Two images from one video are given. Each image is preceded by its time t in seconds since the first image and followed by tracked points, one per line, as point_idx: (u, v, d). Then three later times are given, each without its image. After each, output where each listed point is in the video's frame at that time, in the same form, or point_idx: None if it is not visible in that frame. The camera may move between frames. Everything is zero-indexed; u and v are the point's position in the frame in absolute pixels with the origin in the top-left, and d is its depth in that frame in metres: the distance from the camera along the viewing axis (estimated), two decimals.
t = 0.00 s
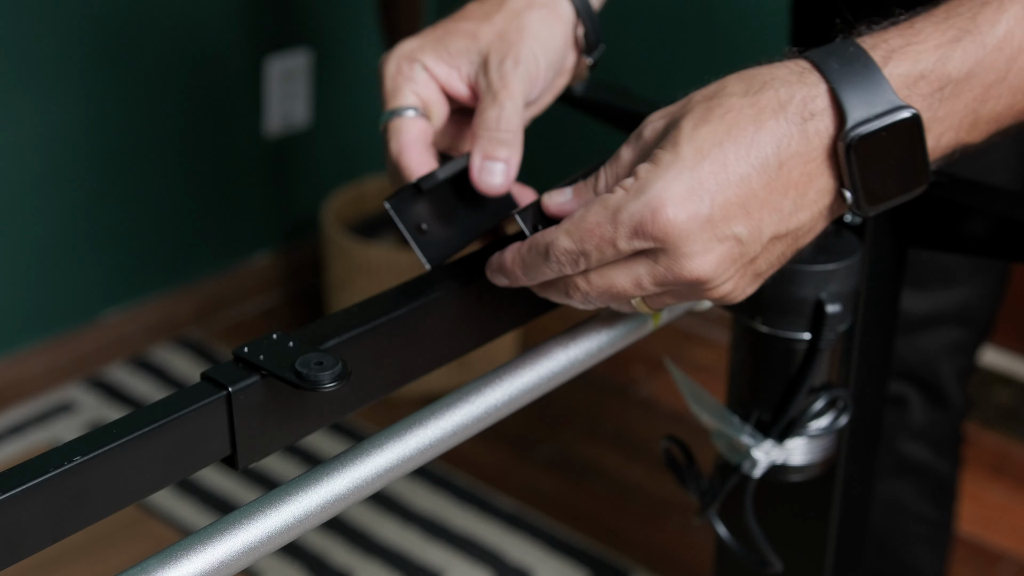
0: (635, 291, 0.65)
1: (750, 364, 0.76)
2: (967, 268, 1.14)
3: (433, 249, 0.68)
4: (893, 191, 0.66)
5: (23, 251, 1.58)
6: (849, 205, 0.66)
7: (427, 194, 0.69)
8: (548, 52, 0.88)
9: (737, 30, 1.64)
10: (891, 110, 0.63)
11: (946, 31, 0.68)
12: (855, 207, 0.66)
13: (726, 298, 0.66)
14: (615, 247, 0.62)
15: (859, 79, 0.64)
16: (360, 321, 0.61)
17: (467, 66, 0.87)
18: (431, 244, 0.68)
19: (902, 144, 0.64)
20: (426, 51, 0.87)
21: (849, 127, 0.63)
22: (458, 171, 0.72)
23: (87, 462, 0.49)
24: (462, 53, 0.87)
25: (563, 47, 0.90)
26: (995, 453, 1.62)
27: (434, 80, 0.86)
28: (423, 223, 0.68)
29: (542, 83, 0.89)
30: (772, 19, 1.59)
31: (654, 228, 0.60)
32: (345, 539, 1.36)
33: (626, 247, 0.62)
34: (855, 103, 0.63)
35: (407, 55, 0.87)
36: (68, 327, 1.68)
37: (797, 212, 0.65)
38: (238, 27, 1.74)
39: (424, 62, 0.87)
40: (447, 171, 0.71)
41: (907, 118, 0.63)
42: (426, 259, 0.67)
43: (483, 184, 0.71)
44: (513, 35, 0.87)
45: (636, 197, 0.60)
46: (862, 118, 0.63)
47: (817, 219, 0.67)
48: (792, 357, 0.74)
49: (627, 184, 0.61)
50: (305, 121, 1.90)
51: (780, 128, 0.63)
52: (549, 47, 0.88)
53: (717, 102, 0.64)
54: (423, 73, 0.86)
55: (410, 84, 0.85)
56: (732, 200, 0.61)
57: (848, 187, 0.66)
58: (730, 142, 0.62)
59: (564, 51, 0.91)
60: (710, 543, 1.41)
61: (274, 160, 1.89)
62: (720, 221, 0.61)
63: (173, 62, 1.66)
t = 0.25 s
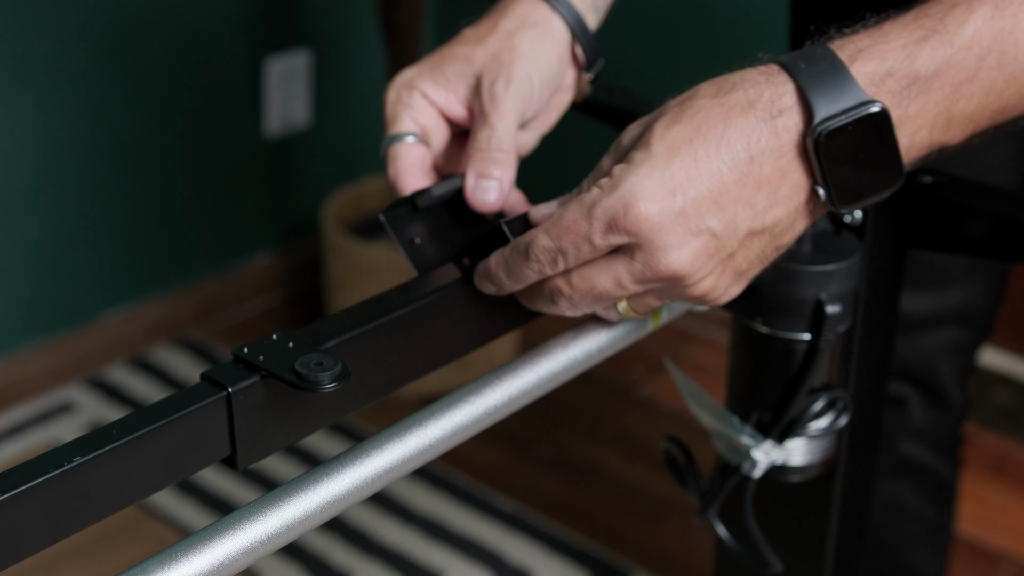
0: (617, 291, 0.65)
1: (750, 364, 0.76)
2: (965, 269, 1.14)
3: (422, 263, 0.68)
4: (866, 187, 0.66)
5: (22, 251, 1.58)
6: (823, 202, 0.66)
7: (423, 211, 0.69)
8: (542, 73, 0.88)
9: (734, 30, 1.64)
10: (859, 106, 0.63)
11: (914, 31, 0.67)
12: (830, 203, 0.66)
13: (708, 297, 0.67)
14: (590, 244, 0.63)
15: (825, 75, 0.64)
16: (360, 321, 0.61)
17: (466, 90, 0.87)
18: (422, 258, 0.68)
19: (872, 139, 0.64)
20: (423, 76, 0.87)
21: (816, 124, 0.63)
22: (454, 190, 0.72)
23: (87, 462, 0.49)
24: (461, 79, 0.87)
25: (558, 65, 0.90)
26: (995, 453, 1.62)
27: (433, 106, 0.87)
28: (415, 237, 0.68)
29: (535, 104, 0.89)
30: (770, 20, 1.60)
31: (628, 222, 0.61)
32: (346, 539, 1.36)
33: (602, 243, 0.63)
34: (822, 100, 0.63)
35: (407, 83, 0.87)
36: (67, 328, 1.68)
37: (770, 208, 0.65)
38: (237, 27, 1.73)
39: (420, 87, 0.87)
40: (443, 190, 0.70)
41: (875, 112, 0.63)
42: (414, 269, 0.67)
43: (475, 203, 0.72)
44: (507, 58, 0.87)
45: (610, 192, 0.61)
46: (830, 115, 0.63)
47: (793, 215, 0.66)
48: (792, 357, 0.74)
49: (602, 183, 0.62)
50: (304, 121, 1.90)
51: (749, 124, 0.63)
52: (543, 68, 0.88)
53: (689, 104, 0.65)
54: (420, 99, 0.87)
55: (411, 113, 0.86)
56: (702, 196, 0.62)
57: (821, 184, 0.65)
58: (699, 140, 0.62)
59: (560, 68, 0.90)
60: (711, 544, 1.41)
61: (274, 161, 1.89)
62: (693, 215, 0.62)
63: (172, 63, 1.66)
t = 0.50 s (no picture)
0: (634, 265, 0.67)
1: (737, 365, 0.76)
2: (945, 269, 1.14)
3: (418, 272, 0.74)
4: (826, 117, 0.68)
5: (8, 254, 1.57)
6: (786, 140, 0.69)
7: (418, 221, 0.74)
8: (530, 114, 0.86)
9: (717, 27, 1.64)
10: (798, 41, 0.67)
11: None
12: (792, 139, 0.68)
13: (721, 253, 0.66)
14: (598, 236, 0.65)
15: (760, 21, 0.68)
16: (342, 324, 0.60)
17: (456, 151, 0.85)
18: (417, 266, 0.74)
19: (819, 70, 0.68)
20: (412, 137, 0.85)
21: (761, 65, 0.66)
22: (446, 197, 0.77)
23: (68, 468, 0.49)
24: (451, 138, 0.85)
25: (546, 104, 0.88)
26: (984, 452, 1.62)
27: (426, 171, 0.85)
28: (411, 248, 0.74)
29: (528, 150, 0.86)
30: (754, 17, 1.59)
31: (627, 205, 0.62)
32: (332, 545, 1.36)
33: (608, 234, 0.64)
34: (762, 42, 0.67)
35: (398, 145, 0.85)
36: (54, 331, 1.67)
37: (744, 147, 0.67)
38: (223, 27, 1.72)
39: (409, 149, 0.85)
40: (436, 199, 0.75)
41: (818, 43, 0.67)
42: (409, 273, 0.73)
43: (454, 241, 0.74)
44: (495, 104, 0.85)
45: (598, 183, 0.63)
46: (772, 55, 0.67)
47: (768, 154, 0.69)
48: (779, 358, 0.73)
49: (589, 177, 0.64)
50: (290, 121, 1.89)
51: (702, 76, 0.66)
52: (530, 108, 0.86)
53: (638, 72, 0.68)
54: (407, 162, 0.85)
55: (397, 179, 0.85)
56: (689, 159, 0.63)
57: (779, 123, 0.68)
58: (667, 102, 0.64)
59: (549, 108, 0.88)
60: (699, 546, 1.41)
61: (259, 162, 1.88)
62: (687, 183, 0.63)
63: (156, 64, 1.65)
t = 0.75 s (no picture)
0: (629, 263, 0.68)
1: (738, 365, 0.75)
2: (937, 273, 1.13)
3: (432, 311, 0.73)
4: (812, 109, 0.69)
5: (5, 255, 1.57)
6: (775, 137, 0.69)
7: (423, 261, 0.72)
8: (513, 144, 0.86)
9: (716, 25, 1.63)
10: (774, 37, 0.67)
11: None
12: (780, 134, 0.69)
13: (721, 252, 0.67)
14: (591, 237, 0.66)
15: (737, 21, 0.68)
16: (341, 325, 0.60)
17: (444, 189, 0.85)
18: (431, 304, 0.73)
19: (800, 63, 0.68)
20: (402, 181, 0.85)
21: (740, 65, 0.67)
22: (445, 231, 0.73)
23: (65, 469, 0.48)
24: (436, 177, 0.85)
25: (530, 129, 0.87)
26: (988, 453, 1.62)
27: (420, 214, 0.85)
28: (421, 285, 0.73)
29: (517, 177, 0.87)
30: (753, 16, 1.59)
31: (618, 205, 0.63)
32: (331, 546, 1.36)
33: (601, 234, 0.65)
34: (740, 41, 0.67)
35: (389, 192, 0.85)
36: (51, 332, 1.67)
37: (733, 142, 0.68)
38: (221, 27, 1.72)
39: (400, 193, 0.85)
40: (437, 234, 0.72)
41: (797, 37, 0.67)
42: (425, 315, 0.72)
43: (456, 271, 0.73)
44: (479, 140, 0.85)
45: (591, 185, 0.64)
46: (750, 53, 0.67)
47: (758, 150, 0.69)
48: (781, 359, 0.73)
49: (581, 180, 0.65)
50: (288, 120, 1.88)
51: (686, 78, 0.66)
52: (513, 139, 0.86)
53: (622, 77, 0.68)
54: (401, 206, 0.85)
55: (391, 228, 0.84)
56: (677, 158, 0.65)
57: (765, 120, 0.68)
58: (653, 103, 0.65)
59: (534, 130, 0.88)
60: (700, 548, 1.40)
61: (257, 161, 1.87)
62: (678, 182, 0.65)
63: (154, 64, 1.65)
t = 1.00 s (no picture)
0: (626, 272, 0.68)
1: (740, 366, 0.75)
2: (918, 275, 1.12)
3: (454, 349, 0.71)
4: (799, 109, 0.69)
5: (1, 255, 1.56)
6: (765, 139, 0.69)
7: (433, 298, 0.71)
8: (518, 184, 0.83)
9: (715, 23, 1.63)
10: (755, 41, 0.67)
11: None
12: (770, 137, 0.69)
13: (720, 258, 0.66)
14: (586, 250, 0.65)
15: (716, 26, 0.68)
16: (341, 324, 0.59)
17: (457, 241, 0.83)
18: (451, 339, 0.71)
19: (782, 64, 0.68)
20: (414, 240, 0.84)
21: (722, 71, 0.67)
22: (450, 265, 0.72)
23: (62, 470, 0.48)
24: (448, 230, 0.83)
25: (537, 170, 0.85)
26: (992, 455, 1.61)
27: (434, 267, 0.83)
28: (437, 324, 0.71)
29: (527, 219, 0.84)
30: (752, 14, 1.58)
31: (611, 216, 0.63)
32: (329, 548, 1.35)
33: (595, 246, 0.65)
34: (721, 46, 0.67)
35: (404, 251, 0.84)
36: (47, 333, 1.66)
37: (722, 147, 0.67)
38: (219, 25, 1.71)
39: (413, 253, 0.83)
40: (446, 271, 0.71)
41: (778, 38, 0.67)
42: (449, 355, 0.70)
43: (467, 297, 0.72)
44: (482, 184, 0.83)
45: (582, 199, 0.64)
46: (731, 58, 0.67)
47: (749, 153, 0.69)
48: (784, 359, 0.72)
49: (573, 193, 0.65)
50: (286, 119, 1.87)
51: (671, 87, 0.66)
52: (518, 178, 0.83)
53: (609, 89, 0.68)
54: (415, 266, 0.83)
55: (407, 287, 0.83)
56: (667, 166, 0.64)
57: (754, 124, 0.68)
58: (639, 112, 0.65)
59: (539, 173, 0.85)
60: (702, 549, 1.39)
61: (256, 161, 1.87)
62: (668, 191, 0.64)
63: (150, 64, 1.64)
